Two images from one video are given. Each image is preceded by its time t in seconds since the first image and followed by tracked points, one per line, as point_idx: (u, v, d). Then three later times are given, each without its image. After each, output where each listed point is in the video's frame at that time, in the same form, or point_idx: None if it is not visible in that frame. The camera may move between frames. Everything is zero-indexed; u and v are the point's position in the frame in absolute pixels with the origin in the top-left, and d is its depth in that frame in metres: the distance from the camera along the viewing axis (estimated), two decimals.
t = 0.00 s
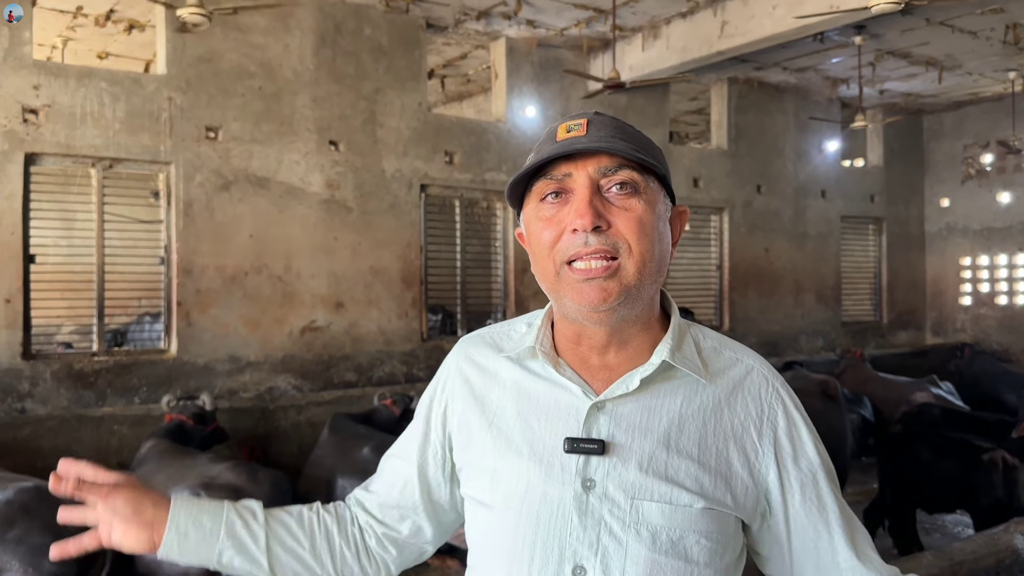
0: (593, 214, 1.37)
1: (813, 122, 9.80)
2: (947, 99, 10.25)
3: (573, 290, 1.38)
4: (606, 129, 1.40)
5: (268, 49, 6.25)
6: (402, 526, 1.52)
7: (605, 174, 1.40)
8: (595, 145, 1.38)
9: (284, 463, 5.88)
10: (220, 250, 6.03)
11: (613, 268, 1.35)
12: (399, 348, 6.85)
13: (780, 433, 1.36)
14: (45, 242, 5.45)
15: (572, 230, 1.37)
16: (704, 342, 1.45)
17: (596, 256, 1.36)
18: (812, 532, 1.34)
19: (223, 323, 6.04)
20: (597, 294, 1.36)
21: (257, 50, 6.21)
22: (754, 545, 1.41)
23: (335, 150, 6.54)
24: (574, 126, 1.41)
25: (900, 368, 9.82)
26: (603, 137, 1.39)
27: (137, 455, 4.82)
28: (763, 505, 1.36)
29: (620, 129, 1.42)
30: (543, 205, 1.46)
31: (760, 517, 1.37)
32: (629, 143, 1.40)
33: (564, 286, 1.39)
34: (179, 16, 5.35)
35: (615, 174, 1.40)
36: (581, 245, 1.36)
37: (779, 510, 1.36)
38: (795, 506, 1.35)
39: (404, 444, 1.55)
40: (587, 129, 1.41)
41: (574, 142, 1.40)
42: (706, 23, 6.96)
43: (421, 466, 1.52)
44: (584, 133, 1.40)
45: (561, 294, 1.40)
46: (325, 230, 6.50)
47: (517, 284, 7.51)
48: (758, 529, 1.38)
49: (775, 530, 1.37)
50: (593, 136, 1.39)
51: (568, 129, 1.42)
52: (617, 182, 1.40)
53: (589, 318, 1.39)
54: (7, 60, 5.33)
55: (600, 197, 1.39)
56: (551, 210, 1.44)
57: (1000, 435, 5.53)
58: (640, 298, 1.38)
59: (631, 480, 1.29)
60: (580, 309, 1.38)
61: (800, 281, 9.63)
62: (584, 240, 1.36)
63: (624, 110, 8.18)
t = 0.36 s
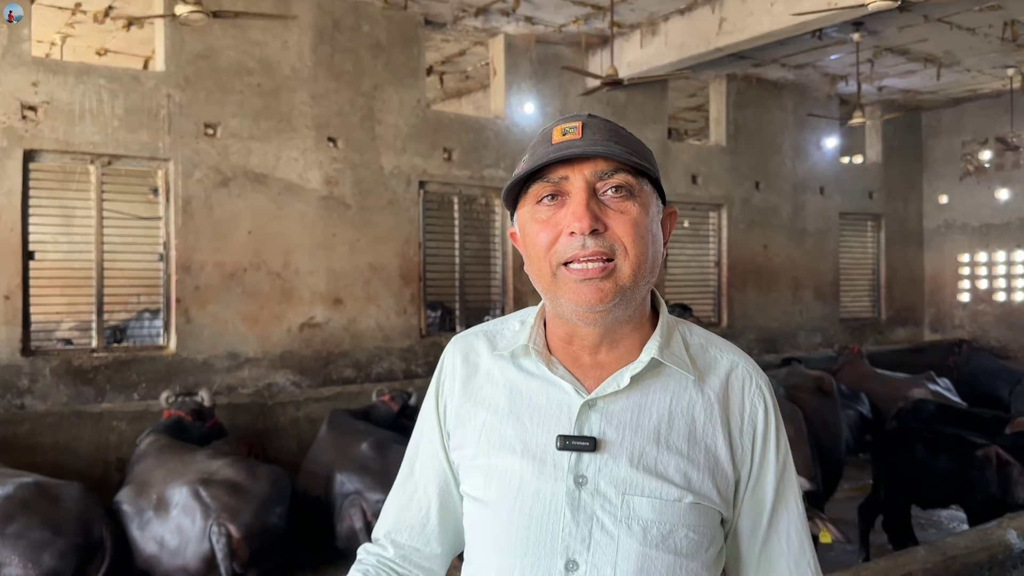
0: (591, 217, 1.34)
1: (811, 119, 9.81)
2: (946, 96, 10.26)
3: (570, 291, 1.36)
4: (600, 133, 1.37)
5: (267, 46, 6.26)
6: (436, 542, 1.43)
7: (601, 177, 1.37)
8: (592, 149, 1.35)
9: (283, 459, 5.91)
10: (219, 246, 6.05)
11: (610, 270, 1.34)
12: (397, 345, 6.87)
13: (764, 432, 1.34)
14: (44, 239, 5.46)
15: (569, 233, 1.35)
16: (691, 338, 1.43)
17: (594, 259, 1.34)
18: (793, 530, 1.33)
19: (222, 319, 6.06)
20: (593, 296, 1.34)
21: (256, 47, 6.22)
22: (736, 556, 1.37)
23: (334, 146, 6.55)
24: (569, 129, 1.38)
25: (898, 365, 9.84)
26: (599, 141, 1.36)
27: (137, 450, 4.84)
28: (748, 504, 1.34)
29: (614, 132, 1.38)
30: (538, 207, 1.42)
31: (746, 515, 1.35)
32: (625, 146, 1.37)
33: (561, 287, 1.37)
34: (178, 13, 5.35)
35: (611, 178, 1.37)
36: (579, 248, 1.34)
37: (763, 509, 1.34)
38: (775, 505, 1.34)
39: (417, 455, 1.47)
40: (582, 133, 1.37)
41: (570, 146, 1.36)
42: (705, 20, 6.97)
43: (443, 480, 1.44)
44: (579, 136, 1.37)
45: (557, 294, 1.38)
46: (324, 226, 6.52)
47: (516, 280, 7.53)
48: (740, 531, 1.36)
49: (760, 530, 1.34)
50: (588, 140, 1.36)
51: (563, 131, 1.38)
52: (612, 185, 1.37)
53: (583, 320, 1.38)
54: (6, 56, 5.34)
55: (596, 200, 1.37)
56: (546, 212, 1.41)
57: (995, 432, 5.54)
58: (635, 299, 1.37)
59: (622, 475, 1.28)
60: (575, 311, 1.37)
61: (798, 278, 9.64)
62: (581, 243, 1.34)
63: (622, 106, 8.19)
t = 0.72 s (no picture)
0: (574, 218, 1.34)
1: (806, 115, 9.83)
2: (941, 92, 10.28)
3: (553, 290, 1.35)
4: (582, 135, 1.36)
5: (262, 42, 6.27)
6: (426, 532, 1.44)
7: (583, 179, 1.37)
8: (574, 152, 1.34)
9: (277, 453, 5.93)
10: (214, 241, 6.06)
11: (592, 270, 1.33)
12: (392, 340, 6.89)
13: (739, 422, 1.37)
14: (41, 234, 5.49)
15: (552, 235, 1.34)
16: (671, 333, 1.44)
17: (576, 259, 1.33)
18: (763, 515, 1.37)
19: (217, 314, 6.08)
20: (576, 296, 1.34)
21: (251, 43, 6.23)
22: (711, 544, 1.39)
23: (328, 142, 6.56)
24: (550, 130, 1.36)
25: (891, 360, 9.88)
26: (580, 143, 1.35)
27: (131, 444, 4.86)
28: (725, 493, 1.36)
29: (595, 132, 1.38)
30: (521, 208, 1.41)
31: (723, 504, 1.37)
32: (607, 148, 1.36)
33: (544, 287, 1.36)
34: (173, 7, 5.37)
35: (593, 179, 1.36)
36: (561, 249, 1.33)
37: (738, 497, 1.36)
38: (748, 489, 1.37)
39: (403, 445, 1.46)
40: (563, 134, 1.36)
41: (552, 148, 1.35)
42: (699, 16, 6.99)
43: (428, 473, 1.43)
44: (560, 138, 1.36)
45: (540, 294, 1.37)
46: (319, 222, 6.53)
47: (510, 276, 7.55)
48: (719, 520, 1.38)
49: (735, 519, 1.37)
50: (570, 142, 1.35)
51: (544, 132, 1.37)
52: (594, 186, 1.36)
53: (567, 319, 1.37)
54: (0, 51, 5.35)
55: (578, 202, 1.36)
56: (529, 213, 1.39)
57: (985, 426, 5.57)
58: (616, 298, 1.36)
59: (603, 468, 1.28)
60: (558, 310, 1.36)
61: (793, 274, 9.67)
62: (564, 244, 1.33)
63: (617, 102, 8.20)
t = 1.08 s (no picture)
0: (560, 211, 1.34)
1: (798, 111, 9.86)
2: (932, 88, 10.31)
3: (539, 281, 1.36)
4: (566, 129, 1.37)
5: (254, 37, 6.28)
6: (413, 517, 1.44)
7: (567, 172, 1.37)
8: (559, 145, 1.35)
9: (270, 448, 5.95)
10: (206, 236, 6.07)
11: (577, 261, 1.34)
12: (384, 335, 6.91)
13: (718, 407, 1.38)
14: (33, 228, 5.49)
15: (538, 227, 1.34)
16: (651, 320, 1.44)
17: (562, 251, 1.34)
18: (741, 492, 1.39)
19: (210, 309, 6.09)
20: (562, 287, 1.35)
21: (243, 37, 6.23)
22: (691, 523, 1.41)
23: (321, 137, 6.58)
24: (535, 124, 1.37)
25: (882, 355, 9.93)
26: (565, 137, 1.35)
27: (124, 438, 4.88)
28: (705, 475, 1.38)
29: (579, 127, 1.38)
30: (506, 201, 1.41)
31: (705, 488, 1.39)
32: (591, 142, 1.37)
33: (530, 278, 1.36)
34: None
35: (577, 172, 1.37)
36: (547, 241, 1.34)
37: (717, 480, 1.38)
38: (728, 472, 1.39)
39: (388, 435, 1.46)
40: (548, 128, 1.37)
41: (538, 142, 1.35)
42: (691, 12, 7.01)
43: (414, 459, 1.43)
44: (545, 131, 1.36)
45: (527, 284, 1.38)
46: (311, 217, 6.54)
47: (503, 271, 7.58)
48: (701, 502, 1.39)
49: (714, 502, 1.39)
50: (555, 136, 1.36)
51: (529, 126, 1.37)
52: (577, 179, 1.37)
53: (551, 308, 1.38)
54: None
55: (563, 194, 1.37)
56: (515, 206, 1.39)
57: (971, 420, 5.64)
58: (599, 288, 1.37)
59: (588, 452, 1.29)
60: (543, 299, 1.37)
61: (784, 269, 9.71)
62: (550, 236, 1.34)
63: (609, 98, 8.23)
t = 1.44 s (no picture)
0: (557, 204, 1.26)
1: (786, 107, 9.90)
2: (919, 84, 10.37)
3: (536, 274, 1.27)
4: (563, 123, 1.29)
5: (243, 30, 6.26)
6: (411, 505, 1.33)
7: (564, 165, 1.29)
8: (559, 141, 1.26)
9: (259, 441, 5.96)
10: (195, 229, 6.06)
11: (574, 256, 1.26)
12: (374, 329, 6.92)
13: (706, 396, 1.30)
14: (21, 222, 5.50)
15: (535, 220, 1.26)
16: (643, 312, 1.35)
17: (558, 244, 1.26)
18: (724, 477, 1.33)
19: (199, 302, 6.08)
20: (559, 281, 1.26)
21: (232, 31, 6.22)
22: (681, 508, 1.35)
23: (310, 131, 6.57)
24: (532, 119, 1.28)
25: (868, 349, 10.01)
26: (563, 131, 1.28)
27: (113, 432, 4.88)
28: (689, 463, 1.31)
29: (576, 121, 1.30)
30: (503, 196, 1.33)
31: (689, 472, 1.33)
32: (591, 138, 1.29)
33: (527, 270, 1.28)
34: None
35: (574, 166, 1.29)
36: (544, 233, 1.26)
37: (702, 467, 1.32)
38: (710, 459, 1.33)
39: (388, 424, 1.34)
40: (545, 123, 1.28)
41: (535, 136, 1.27)
42: (680, 8, 7.05)
43: (414, 450, 1.32)
44: (543, 127, 1.28)
45: (522, 276, 1.29)
46: (300, 211, 6.54)
47: (493, 266, 7.60)
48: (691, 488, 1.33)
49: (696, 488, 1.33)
50: (552, 131, 1.27)
51: (526, 121, 1.29)
52: (574, 173, 1.29)
53: (548, 299, 1.29)
54: None
55: (561, 188, 1.29)
56: (513, 199, 1.31)
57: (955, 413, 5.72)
58: (596, 278, 1.29)
59: (584, 439, 1.18)
60: (540, 291, 1.28)
61: (772, 264, 9.76)
62: (547, 228, 1.26)
63: (599, 93, 8.25)
